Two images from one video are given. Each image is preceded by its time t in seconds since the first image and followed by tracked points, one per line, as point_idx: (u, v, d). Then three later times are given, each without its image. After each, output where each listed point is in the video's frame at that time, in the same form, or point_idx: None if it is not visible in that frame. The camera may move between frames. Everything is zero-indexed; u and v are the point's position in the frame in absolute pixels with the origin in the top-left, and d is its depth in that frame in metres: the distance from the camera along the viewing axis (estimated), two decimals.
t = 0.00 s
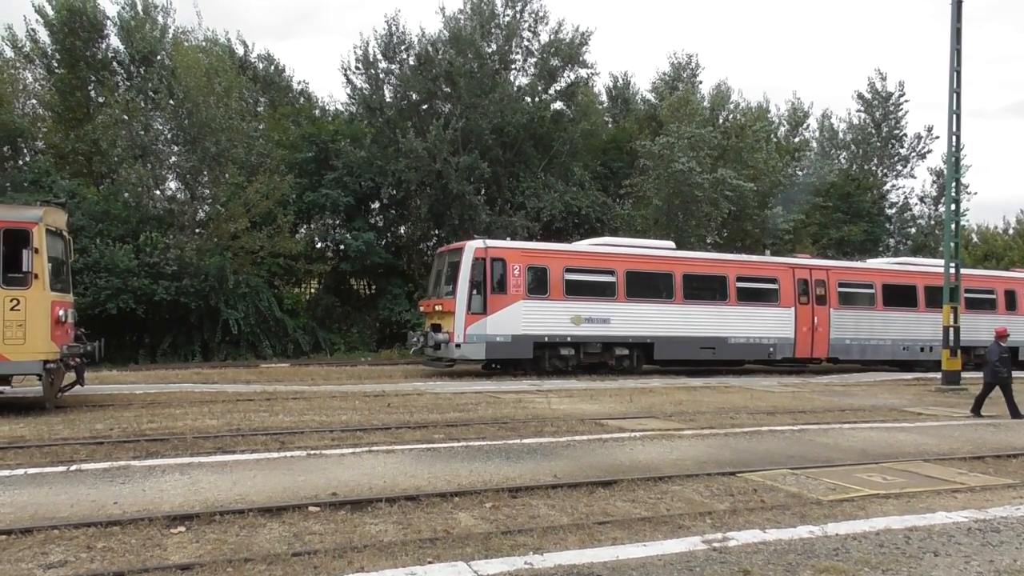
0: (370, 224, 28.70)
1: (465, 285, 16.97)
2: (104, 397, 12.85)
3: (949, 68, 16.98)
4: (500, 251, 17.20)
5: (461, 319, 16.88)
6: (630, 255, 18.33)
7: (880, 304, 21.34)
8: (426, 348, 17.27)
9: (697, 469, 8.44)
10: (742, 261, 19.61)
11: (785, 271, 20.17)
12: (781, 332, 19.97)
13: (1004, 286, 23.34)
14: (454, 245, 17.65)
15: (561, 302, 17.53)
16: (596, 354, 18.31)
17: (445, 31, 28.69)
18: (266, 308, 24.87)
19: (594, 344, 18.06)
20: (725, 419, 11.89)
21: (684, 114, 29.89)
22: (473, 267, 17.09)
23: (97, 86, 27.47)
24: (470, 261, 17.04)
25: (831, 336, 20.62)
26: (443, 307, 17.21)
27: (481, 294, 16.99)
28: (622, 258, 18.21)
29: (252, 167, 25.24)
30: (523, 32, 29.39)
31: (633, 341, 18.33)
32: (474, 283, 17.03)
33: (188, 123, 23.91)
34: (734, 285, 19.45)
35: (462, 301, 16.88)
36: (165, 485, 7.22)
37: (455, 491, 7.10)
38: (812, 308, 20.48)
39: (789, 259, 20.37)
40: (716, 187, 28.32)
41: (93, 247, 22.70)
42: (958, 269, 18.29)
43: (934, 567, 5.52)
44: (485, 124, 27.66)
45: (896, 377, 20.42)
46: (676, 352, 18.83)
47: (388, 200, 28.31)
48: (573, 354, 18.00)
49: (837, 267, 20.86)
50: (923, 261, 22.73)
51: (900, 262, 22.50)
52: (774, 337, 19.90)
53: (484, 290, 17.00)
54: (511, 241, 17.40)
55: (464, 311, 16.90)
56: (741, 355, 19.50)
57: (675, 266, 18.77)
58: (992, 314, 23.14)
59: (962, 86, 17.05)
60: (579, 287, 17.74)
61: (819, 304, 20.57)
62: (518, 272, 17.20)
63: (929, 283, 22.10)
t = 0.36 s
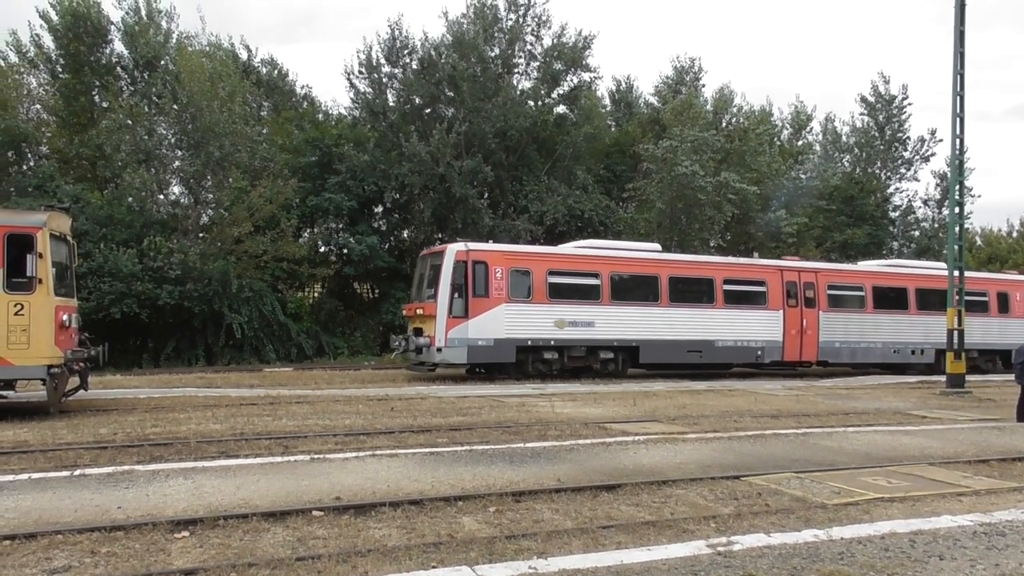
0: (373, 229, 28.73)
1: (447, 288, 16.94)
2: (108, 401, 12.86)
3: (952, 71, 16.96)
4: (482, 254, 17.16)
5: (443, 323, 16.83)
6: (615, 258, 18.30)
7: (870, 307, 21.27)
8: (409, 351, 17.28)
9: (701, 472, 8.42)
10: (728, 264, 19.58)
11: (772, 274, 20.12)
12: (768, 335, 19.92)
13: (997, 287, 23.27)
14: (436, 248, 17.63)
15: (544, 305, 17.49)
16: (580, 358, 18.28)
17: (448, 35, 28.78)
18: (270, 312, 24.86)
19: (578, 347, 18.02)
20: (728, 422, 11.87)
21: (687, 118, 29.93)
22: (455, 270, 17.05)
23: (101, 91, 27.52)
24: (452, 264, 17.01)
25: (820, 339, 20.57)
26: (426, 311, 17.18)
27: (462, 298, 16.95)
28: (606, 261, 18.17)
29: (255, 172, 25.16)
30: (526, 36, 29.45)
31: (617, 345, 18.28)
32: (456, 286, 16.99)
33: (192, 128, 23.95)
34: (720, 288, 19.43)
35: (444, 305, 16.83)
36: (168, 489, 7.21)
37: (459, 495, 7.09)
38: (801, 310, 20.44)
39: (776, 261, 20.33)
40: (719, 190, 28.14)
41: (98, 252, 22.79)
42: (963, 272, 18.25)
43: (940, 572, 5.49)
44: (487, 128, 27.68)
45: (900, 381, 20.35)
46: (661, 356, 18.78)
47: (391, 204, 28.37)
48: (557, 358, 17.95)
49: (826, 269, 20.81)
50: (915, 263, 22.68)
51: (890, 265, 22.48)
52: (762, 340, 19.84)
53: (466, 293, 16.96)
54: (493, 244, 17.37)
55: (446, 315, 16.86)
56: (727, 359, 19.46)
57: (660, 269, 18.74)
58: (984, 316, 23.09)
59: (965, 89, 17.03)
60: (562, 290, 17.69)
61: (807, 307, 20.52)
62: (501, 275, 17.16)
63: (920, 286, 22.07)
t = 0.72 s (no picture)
0: (379, 232, 28.83)
1: (429, 290, 16.87)
2: (116, 404, 12.91)
3: (960, 72, 16.92)
4: (465, 255, 17.09)
5: (424, 325, 16.76)
6: (601, 259, 18.23)
7: (862, 307, 21.19)
8: (392, 354, 17.29)
9: (709, 475, 8.41)
10: (716, 264, 19.51)
11: (761, 274, 20.04)
12: (757, 336, 19.84)
13: (994, 288, 23.11)
14: (419, 250, 17.56)
15: (528, 306, 17.43)
16: (565, 360, 18.21)
17: (453, 38, 28.81)
18: (276, 316, 24.91)
19: (563, 349, 17.96)
20: (736, 424, 11.85)
21: (692, 119, 29.91)
22: (437, 271, 16.98)
23: (109, 96, 27.63)
24: (434, 266, 16.93)
25: (810, 341, 20.52)
26: (408, 313, 17.10)
27: (445, 300, 16.89)
28: (592, 262, 18.11)
29: (262, 175, 25.38)
30: (531, 39, 29.51)
31: (603, 347, 18.22)
32: (438, 288, 16.93)
33: (198, 132, 24.02)
34: (708, 289, 19.36)
35: (426, 307, 16.77)
36: (177, 492, 7.24)
37: (466, 498, 7.09)
38: (790, 311, 20.37)
39: (765, 262, 20.24)
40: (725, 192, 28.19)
41: (106, 256, 22.83)
42: (972, 273, 18.20)
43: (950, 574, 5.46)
44: (494, 130, 27.67)
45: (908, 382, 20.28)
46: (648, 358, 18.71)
47: (397, 207, 28.57)
48: (540, 361, 17.90)
49: (817, 269, 20.71)
50: (909, 263, 22.58)
51: (883, 265, 22.36)
52: (751, 342, 19.76)
53: (448, 295, 16.90)
54: (476, 245, 17.31)
55: (428, 317, 16.79)
56: (715, 361, 19.41)
57: (647, 270, 18.70)
58: (981, 317, 22.94)
59: (973, 89, 16.98)
60: (546, 292, 17.64)
61: (798, 307, 20.45)
62: (483, 277, 17.11)
63: (914, 286, 21.96)
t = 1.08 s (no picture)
0: (387, 236, 28.86)
1: (409, 293, 16.76)
2: (126, 409, 12.97)
3: (969, 72, 16.85)
4: (445, 258, 17.01)
5: (404, 329, 16.63)
6: (585, 261, 18.03)
7: (855, 310, 20.89)
8: (373, 358, 16.98)
9: (718, 479, 8.38)
10: (704, 266, 19.27)
11: (750, 276, 19.78)
12: (746, 339, 19.60)
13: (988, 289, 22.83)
14: (399, 253, 17.46)
15: (510, 309, 17.28)
16: (549, 364, 18.02)
17: (460, 42, 28.87)
18: (285, 319, 25.05)
19: (546, 353, 17.77)
20: (745, 428, 11.80)
21: (700, 122, 29.85)
22: (417, 275, 16.88)
23: (118, 103, 27.80)
24: (414, 269, 16.84)
25: (801, 344, 20.21)
26: (388, 317, 16.95)
27: (425, 303, 16.77)
28: (576, 264, 17.91)
29: (270, 180, 25.45)
30: (538, 42, 29.56)
31: (588, 351, 18.00)
32: (418, 291, 16.82)
33: (207, 138, 24.11)
34: (696, 291, 19.15)
35: (406, 311, 16.66)
36: (187, 496, 7.27)
37: (475, 501, 7.09)
38: (781, 314, 20.06)
39: (755, 264, 19.97)
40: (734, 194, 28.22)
41: (116, 261, 23.00)
42: (982, 275, 18.10)
43: None
44: (501, 134, 27.68)
45: (919, 385, 20.17)
46: (634, 362, 18.46)
47: (405, 211, 28.74)
48: (524, 364, 17.71)
49: (808, 271, 20.40)
50: (903, 264, 22.28)
51: (877, 266, 22.06)
52: (740, 344, 19.53)
53: (428, 298, 16.78)
54: (457, 248, 17.21)
55: (408, 320, 16.68)
56: (702, 364, 19.17)
57: (633, 273, 18.49)
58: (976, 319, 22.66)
59: (983, 89, 16.90)
60: (529, 294, 17.47)
61: (788, 310, 20.16)
62: (464, 280, 16.99)
63: (908, 288, 21.67)
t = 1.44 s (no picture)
0: (393, 238, 28.98)
1: (383, 295, 16.61)
2: (133, 412, 13.00)
3: (976, 72, 16.79)
4: (420, 259, 16.90)
5: (379, 332, 16.47)
6: (563, 262, 17.89)
7: (841, 311, 20.66)
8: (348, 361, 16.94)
9: (725, 480, 8.36)
10: (686, 267, 19.11)
11: (733, 277, 19.61)
12: (729, 340, 19.40)
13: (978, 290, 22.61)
14: (374, 254, 17.32)
15: (487, 311, 17.15)
16: (527, 366, 17.86)
17: (465, 44, 28.89)
18: (291, 322, 25.05)
19: (525, 355, 17.62)
20: (752, 430, 11.77)
21: (705, 123, 29.85)
22: (391, 276, 16.74)
23: (124, 105, 27.90)
24: (388, 270, 16.69)
25: (786, 345, 20.00)
26: (363, 320, 16.79)
27: (400, 305, 16.64)
28: (554, 265, 17.78)
29: (276, 183, 25.52)
30: (543, 44, 29.58)
31: (567, 352, 17.84)
32: (393, 293, 16.68)
33: (212, 140, 24.19)
34: (679, 292, 18.98)
35: (380, 313, 16.53)
36: (194, 498, 7.28)
37: (481, 503, 7.08)
38: (765, 315, 19.86)
39: (738, 264, 19.80)
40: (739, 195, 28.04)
41: (122, 264, 23.04)
42: (989, 276, 18.03)
43: None
44: (506, 136, 27.70)
45: (926, 386, 20.09)
46: (614, 364, 18.27)
47: (410, 213, 28.81)
48: (501, 366, 17.57)
49: (793, 271, 20.22)
50: (892, 265, 22.07)
51: (865, 266, 21.86)
52: (723, 346, 19.36)
53: (402, 300, 16.64)
54: (433, 249, 17.10)
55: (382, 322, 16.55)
56: (685, 366, 18.94)
57: (613, 273, 18.33)
58: (965, 319, 22.44)
59: (990, 89, 16.84)
60: (506, 296, 17.33)
61: (772, 311, 19.96)
62: (440, 281, 16.88)
63: (896, 289, 21.42)
